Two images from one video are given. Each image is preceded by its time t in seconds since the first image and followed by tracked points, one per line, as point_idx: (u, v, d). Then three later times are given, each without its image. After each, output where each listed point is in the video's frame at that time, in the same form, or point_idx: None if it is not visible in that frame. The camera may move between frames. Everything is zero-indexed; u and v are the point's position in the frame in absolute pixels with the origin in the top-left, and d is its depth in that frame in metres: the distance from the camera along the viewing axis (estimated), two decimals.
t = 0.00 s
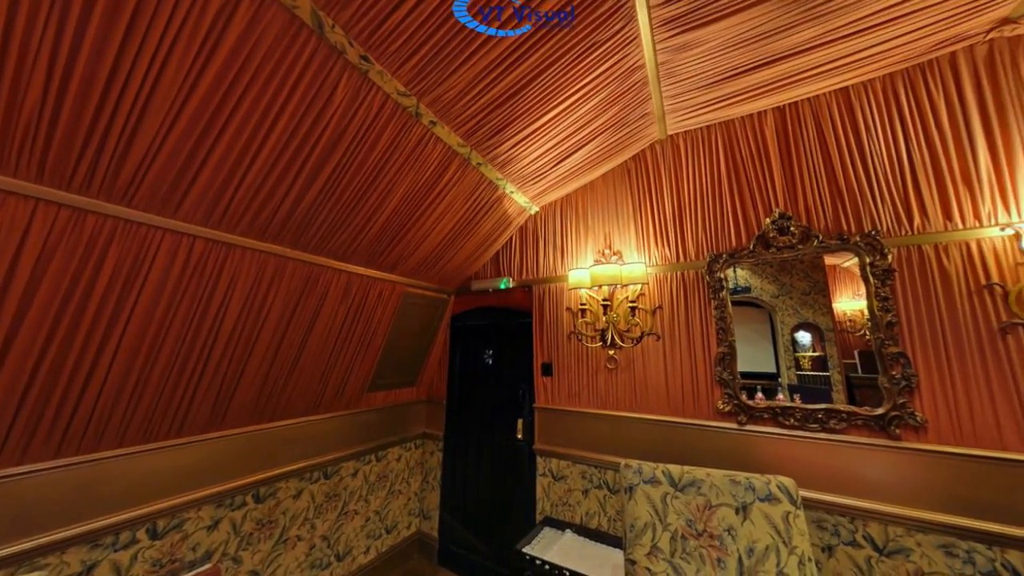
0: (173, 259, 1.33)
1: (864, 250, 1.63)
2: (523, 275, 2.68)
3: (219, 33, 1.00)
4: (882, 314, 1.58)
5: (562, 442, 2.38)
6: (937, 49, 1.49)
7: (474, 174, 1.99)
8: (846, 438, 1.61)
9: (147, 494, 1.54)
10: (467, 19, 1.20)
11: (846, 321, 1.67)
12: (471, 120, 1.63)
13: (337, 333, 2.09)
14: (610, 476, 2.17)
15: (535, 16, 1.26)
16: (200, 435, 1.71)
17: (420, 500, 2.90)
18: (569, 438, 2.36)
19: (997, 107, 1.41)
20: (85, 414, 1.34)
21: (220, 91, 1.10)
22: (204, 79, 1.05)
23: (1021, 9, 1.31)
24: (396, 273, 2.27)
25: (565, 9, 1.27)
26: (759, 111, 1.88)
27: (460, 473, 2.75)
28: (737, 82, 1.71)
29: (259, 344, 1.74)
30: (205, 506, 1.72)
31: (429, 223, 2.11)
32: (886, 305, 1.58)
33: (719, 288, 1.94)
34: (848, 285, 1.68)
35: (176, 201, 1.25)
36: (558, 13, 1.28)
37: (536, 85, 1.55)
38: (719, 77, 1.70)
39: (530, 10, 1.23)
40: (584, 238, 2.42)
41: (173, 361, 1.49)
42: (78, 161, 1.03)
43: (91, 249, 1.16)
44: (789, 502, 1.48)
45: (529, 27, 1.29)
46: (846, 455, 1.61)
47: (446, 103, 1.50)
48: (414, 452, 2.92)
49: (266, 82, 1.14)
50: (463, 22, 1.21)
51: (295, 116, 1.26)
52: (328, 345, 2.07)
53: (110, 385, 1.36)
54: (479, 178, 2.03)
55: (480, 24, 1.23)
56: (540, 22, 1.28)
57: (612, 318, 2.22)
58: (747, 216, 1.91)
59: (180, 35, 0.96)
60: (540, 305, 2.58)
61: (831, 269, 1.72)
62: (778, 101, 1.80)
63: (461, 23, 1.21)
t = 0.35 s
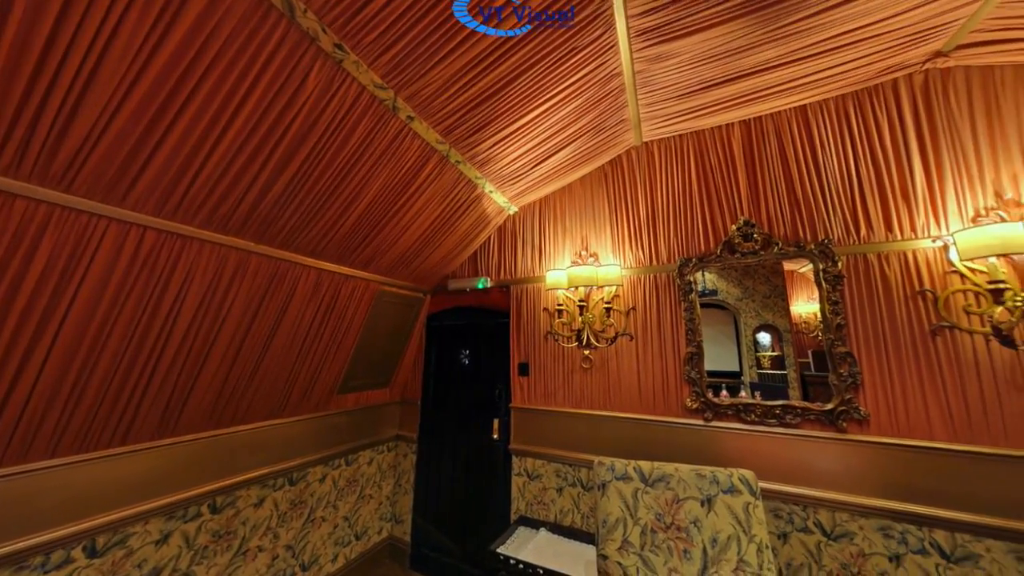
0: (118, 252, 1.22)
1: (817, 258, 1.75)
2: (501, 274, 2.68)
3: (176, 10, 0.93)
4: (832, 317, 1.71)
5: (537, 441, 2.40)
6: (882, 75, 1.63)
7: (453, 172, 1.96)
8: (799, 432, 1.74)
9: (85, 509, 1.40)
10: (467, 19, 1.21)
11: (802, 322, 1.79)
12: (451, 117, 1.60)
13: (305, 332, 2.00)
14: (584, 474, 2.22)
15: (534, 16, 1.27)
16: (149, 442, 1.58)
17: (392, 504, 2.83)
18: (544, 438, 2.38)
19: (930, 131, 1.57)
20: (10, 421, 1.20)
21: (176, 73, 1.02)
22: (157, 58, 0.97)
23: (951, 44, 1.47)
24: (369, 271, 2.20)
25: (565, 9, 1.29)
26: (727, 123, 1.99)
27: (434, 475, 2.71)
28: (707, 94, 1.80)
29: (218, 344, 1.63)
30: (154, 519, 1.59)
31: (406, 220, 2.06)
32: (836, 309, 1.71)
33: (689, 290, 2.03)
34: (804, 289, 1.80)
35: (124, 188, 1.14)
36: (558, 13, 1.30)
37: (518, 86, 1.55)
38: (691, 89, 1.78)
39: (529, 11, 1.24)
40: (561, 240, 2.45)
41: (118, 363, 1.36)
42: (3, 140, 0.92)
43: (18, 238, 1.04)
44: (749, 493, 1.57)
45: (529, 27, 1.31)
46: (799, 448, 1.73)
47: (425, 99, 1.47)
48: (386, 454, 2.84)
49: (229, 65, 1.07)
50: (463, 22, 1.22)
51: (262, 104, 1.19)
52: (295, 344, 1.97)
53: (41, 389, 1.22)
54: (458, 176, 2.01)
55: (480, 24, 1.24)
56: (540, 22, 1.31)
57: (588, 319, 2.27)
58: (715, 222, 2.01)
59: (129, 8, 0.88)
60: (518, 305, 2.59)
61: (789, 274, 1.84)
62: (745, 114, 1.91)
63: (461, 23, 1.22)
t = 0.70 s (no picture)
0: (66, 244, 1.13)
1: (784, 262, 1.85)
2: (483, 274, 2.67)
3: None
4: (797, 318, 1.81)
5: (517, 441, 2.41)
6: (842, 93, 1.75)
7: (435, 170, 1.93)
8: (766, 427, 1.83)
9: (24, 524, 1.28)
10: (467, 19, 1.23)
11: (769, 323, 1.89)
12: (434, 114, 1.58)
13: (276, 332, 1.92)
14: (563, 473, 2.24)
15: (534, 15, 1.29)
16: (100, 449, 1.47)
17: (367, 508, 2.75)
18: (524, 437, 2.39)
19: (882, 148, 1.70)
20: None
21: (133, 53, 0.95)
22: (112, 37, 0.90)
23: (903, 67, 1.60)
24: (346, 269, 2.14)
25: (565, 9, 1.31)
26: (702, 132, 2.06)
27: (412, 477, 2.66)
28: (684, 103, 1.86)
29: (180, 344, 1.53)
30: (105, 532, 1.48)
31: (386, 217, 2.02)
32: (800, 311, 1.81)
33: (666, 292, 2.10)
34: (772, 292, 1.90)
35: (73, 176, 1.06)
36: (559, 12, 1.31)
37: (502, 85, 1.55)
38: (669, 97, 1.84)
39: (529, 11, 1.26)
40: (544, 240, 2.47)
41: (64, 364, 1.26)
42: None
43: None
44: (720, 488, 1.64)
45: (529, 27, 1.33)
46: (765, 443, 1.82)
47: (406, 94, 1.44)
48: (362, 457, 2.76)
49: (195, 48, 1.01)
50: (463, 22, 1.23)
51: (231, 91, 1.13)
52: (265, 344, 1.88)
53: None
54: (440, 174, 1.98)
55: (481, 25, 1.26)
56: (540, 23, 1.33)
57: (569, 319, 2.29)
58: (691, 227, 2.08)
59: None
60: (499, 305, 2.59)
61: (759, 277, 1.93)
62: (719, 123, 1.99)
63: (461, 23, 1.24)
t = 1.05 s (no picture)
0: None
1: (748, 267, 1.96)
2: (461, 273, 2.65)
3: None
4: (759, 320, 1.92)
5: (493, 441, 2.40)
6: (801, 111, 1.88)
7: (413, 166, 1.89)
8: (730, 424, 1.93)
9: None
10: (467, 20, 1.25)
11: (735, 325, 1.99)
12: (412, 108, 1.54)
13: (239, 331, 1.81)
14: (538, 472, 2.26)
15: (532, 16, 1.31)
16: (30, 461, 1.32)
17: (337, 514, 2.65)
18: (500, 437, 2.39)
19: (835, 163, 1.85)
20: None
21: (75, 25, 0.86)
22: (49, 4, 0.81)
23: (854, 89, 1.74)
24: (317, 265, 2.05)
25: (565, 8, 1.33)
26: (675, 140, 2.15)
27: (385, 479, 2.60)
28: (659, 112, 1.93)
29: (127, 344, 1.41)
30: (34, 552, 1.33)
31: (360, 212, 1.95)
32: (762, 313, 1.93)
33: (640, 294, 2.17)
34: (737, 295, 2.00)
35: None
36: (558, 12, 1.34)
37: (483, 84, 1.54)
38: (645, 105, 1.90)
39: (528, 11, 1.28)
40: (522, 241, 2.48)
41: None
42: None
43: None
44: (688, 482, 1.70)
45: (529, 27, 1.35)
46: (729, 438, 1.93)
47: (384, 86, 1.40)
48: (331, 462, 2.66)
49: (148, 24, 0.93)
50: (463, 22, 1.25)
51: (190, 73, 1.05)
52: (225, 344, 1.77)
53: None
54: (418, 170, 1.94)
55: (481, 25, 1.28)
56: (539, 23, 1.35)
57: (546, 319, 2.31)
58: (663, 231, 2.16)
59: None
60: (477, 305, 2.57)
61: (725, 281, 2.03)
62: (690, 133, 2.08)
63: (461, 23, 1.25)
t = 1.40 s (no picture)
0: None
1: (711, 272, 2.08)
2: (434, 272, 2.60)
3: None
4: (720, 321, 2.04)
5: (465, 442, 2.38)
6: (759, 126, 2.01)
7: (386, 160, 1.83)
8: (692, 420, 2.04)
9: None
10: (468, 20, 1.27)
11: (698, 326, 2.10)
12: (386, 100, 1.49)
13: (188, 329, 1.67)
14: (510, 472, 2.26)
15: (531, 15, 1.34)
16: None
17: (297, 522, 2.52)
18: (472, 438, 2.37)
19: (787, 177, 2.00)
20: None
21: None
22: None
23: (805, 110, 1.89)
24: (279, 260, 1.93)
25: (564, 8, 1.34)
26: (646, 148, 2.23)
27: (351, 484, 2.51)
28: (631, 119, 1.99)
29: (51, 343, 1.26)
30: None
31: (328, 206, 1.86)
32: (722, 314, 2.05)
33: (611, 296, 2.24)
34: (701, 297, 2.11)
35: None
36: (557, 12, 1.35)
37: (460, 80, 1.52)
38: (619, 113, 1.95)
39: (528, 11, 1.31)
40: (498, 241, 2.48)
41: None
42: None
43: None
44: (654, 477, 1.77)
45: (529, 27, 1.38)
46: (690, 433, 2.03)
47: (356, 76, 1.34)
48: (292, 468, 2.52)
49: None
50: (463, 22, 1.28)
51: (134, 46, 0.96)
52: (171, 344, 1.63)
53: None
54: (391, 165, 1.88)
55: (481, 25, 1.31)
56: (537, 22, 1.37)
57: (520, 320, 2.32)
58: (634, 235, 2.24)
59: None
60: (451, 304, 2.53)
61: (690, 284, 2.13)
62: (660, 142, 2.17)
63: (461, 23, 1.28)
